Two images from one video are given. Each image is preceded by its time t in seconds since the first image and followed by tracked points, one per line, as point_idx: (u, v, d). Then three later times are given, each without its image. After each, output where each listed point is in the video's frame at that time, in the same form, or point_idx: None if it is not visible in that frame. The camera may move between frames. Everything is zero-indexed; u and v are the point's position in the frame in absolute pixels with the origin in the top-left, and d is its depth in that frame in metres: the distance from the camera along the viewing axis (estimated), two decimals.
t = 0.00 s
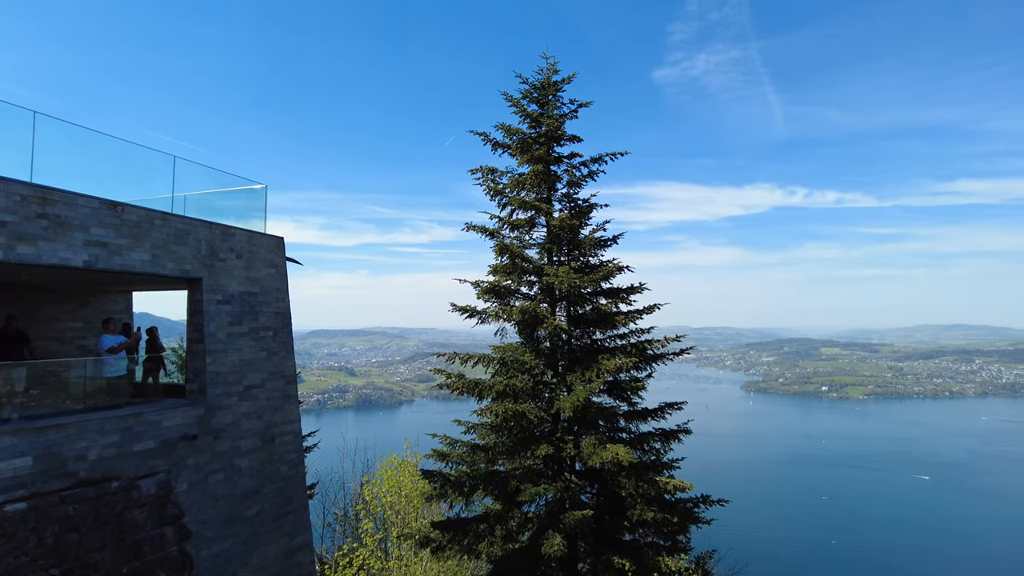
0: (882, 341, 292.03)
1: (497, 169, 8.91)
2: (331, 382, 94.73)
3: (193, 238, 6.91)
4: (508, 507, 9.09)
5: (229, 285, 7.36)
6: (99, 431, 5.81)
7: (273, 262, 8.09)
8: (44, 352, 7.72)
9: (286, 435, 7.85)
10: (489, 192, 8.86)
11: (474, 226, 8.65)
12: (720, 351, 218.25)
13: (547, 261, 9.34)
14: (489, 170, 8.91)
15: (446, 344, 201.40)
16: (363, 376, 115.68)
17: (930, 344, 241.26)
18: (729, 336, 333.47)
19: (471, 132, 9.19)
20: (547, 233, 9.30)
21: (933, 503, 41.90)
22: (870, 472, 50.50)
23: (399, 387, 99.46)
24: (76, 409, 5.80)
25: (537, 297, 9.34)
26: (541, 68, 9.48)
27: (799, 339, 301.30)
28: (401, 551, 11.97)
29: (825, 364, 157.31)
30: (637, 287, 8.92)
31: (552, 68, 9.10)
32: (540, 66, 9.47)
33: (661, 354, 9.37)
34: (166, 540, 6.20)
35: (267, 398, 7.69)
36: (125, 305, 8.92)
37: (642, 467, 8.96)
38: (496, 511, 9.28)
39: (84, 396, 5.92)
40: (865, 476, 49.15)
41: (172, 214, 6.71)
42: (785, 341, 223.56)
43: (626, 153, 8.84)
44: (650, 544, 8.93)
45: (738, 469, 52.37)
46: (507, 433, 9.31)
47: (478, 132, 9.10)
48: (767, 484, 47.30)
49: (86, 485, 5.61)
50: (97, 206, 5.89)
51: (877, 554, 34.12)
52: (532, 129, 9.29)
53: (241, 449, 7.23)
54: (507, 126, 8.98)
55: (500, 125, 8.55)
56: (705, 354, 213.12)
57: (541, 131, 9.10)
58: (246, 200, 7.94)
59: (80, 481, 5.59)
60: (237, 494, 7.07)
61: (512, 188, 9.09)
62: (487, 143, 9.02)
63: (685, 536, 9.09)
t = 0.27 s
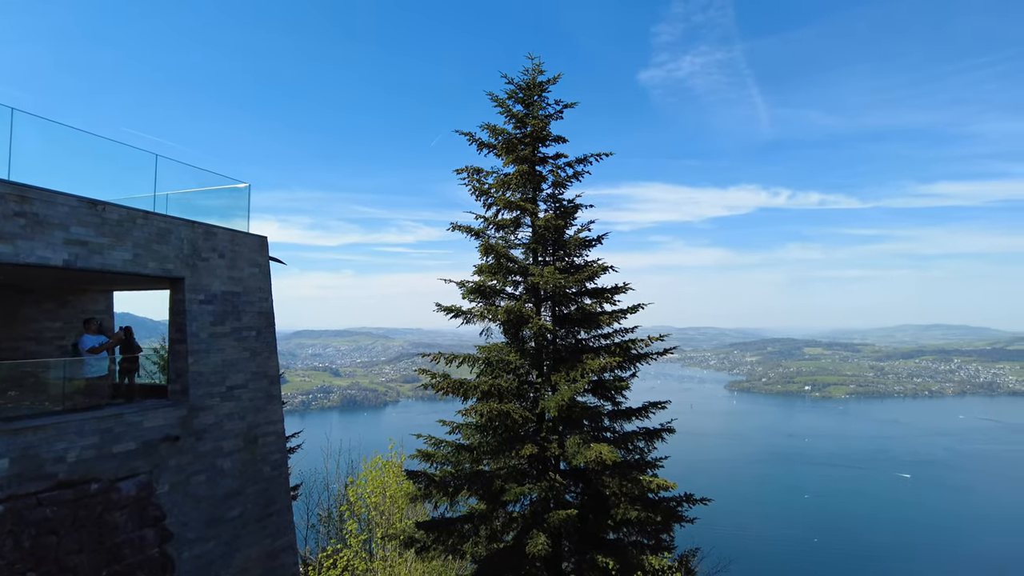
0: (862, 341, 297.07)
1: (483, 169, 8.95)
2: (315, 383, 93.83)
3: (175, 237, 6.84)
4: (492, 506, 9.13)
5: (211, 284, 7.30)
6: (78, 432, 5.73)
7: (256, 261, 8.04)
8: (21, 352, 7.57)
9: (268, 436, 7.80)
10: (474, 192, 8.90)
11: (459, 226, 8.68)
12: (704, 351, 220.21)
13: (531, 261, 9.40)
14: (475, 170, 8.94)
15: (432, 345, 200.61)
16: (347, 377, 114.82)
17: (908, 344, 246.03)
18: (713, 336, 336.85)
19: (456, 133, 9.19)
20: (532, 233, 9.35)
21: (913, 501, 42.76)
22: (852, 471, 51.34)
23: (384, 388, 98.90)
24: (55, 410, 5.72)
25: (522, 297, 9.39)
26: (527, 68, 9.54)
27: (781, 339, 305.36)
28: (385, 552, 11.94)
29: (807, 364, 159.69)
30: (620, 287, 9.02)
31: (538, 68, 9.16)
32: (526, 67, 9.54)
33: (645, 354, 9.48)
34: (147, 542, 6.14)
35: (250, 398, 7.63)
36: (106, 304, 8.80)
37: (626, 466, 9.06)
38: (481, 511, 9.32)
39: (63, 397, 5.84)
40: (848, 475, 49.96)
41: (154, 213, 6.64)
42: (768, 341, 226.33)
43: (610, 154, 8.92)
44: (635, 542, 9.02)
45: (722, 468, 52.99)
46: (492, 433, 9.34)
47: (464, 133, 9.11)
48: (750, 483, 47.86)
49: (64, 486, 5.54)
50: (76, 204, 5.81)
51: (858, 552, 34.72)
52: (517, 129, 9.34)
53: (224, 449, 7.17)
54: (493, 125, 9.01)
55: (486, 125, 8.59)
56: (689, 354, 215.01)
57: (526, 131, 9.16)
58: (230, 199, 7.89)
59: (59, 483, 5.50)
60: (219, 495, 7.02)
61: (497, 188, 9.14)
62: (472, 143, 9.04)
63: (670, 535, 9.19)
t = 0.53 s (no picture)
0: (835, 341, 303.70)
1: (463, 169, 8.98)
2: (293, 384, 92.56)
3: (150, 236, 6.74)
4: (471, 507, 9.16)
5: (187, 283, 7.21)
6: (48, 434, 5.61)
7: (233, 261, 7.95)
8: None
9: (245, 437, 7.72)
10: (455, 192, 8.92)
11: (439, 226, 8.70)
12: (682, 352, 222.80)
13: (511, 261, 9.47)
14: (454, 170, 8.98)
15: (411, 345, 199.31)
16: (326, 378, 113.43)
17: (879, 344, 252.29)
18: (691, 336, 341.16)
19: (436, 132, 9.20)
20: (512, 233, 9.42)
21: (885, 498, 43.84)
22: (827, 469, 52.44)
23: (363, 389, 98.04)
24: (24, 412, 5.59)
25: (502, 297, 9.44)
26: (507, 69, 9.60)
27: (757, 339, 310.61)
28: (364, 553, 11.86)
29: (783, 363, 162.64)
30: (599, 288, 9.13)
31: (518, 69, 9.23)
32: (506, 67, 9.59)
33: (623, 353, 9.60)
34: (119, 546, 6.04)
35: (226, 399, 7.54)
36: (77, 304, 8.60)
37: (604, 465, 9.17)
38: (460, 512, 9.35)
39: (33, 399, 5.71)
40: (823, 473, 51.01)
41: (128, 211, 6.54)
42: (745, 341, 229.99)
43: (590, 156, 9.03)
44: (613, 542, 9.10)
45: (701, 467, 53.71)
46: (471, 433, 9.38)
47: (443, 132, 9.13)
48: (728, 482, 48.54)
49: (33, 490, 5.41)
50: (47, 202, 5.71)
51: (832, 549, 35.50)
52: (497, 129, 9.39)
53: (199, 451, 7.08)
54: (473, 126, 9.05)
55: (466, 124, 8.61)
56: (668, 353, 217.35)
57: (506, 132, 9.22)
58: (206, 197, 7.79)
59: (28, 487, 5.38)
60: (194, 497, 6.93)
61: (478, 188, 9.18)
62: (452, 143, 9.07)
63: (647, 533, 9.33)
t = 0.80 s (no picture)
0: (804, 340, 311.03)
1: (439, 169, 8.99)
2: (266, 385, 91.08)
3: (119, 235, 6.60)
4: (446, 507, 9.19)
5: (157, 283, 7.08)
6: (11, 438, 5.45)
7: (204, 260, 7.82)
8: None
9: (216, 439, 7.61)
10: (430, 191, 8.93)
11: (414, 225, 8.69)
12: (657, 352, 225.53)
13: (487, 261, 9.52)
14: (431, 169, 8.97)
15: (387, 346, 197.49)
16: (299, 378, 111.67)
17: (846, 344, 259.27)
18: (666, 336, 345.60)
19: (412, 130, 9.19)
20: (487, 233, 9.46)
21: (853, 494, 45.06)
22: (799, 467, 53.66)
23: (338, 390, 96.88)
24: None
25: (477, 297, 9.49)
26: (483, 69, 9.64)
27: (730, 339, 316.26)
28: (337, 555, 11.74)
29: (755, 363, 165.91)
30: (574, 288, 9.25)
31: (494, 70, 9.28)
32: (483, 68, 9.64)
33: (599, 353, 9.72)
34: (85, 551, 5.91)
35: (197, 400, 7.42)
36: (42, 304, 8.31)
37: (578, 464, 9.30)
38: (435, 512, 9.37)
39: None
40: (794, 471, 52.17)
41: (95, 209, 6.39)
42: (718, 341, 233.94)
43: (565, 157, 9.13)
44: (587, 540, 9.20)
45: (675, 465, 54.47)
46: (446, 433, 9.40)
47: (419, 131, 9.12)
48: (701, 481, 49.25)
49: None
50: (9, 198, 5.55)
51: (801, 545, 36.41)
52: (473, 129, 9.43)
53: (169, 453, 6.96)
54: (449, 125, 9.07)
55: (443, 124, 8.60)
56: (643, 353, 219.77)
57: (483, 131, 9.26)
58: (177, 195, 7.65)
59: None
60: (163, 501, 6.80)
61: (454, 187, 9.20)
62: (428, 142, 9.07)
63: (621, 531, 9.48)
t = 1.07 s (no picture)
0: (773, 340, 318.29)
1: (413, 168, 8.97)
2: (236, 386, 89.31)
3: (84, 232, 6.45)
4: (419, 508, 9.20)
5: (124, 282, 6.92)
6: None
7: (172, 258, 7.67)
8: None
9: (185, 440, 7.47)
10: (404, 190, 8.91)
11: (387, 224, 8.67)
12: (630, 351, 228.10)
13: (461, 261, 9.55)
14: (405, 168, 8.96)
15: (361, 346, 195.37)
16: (270, 379, 109.74)
17: (814, 344, 266.33)
18: (639, 336, 349.79)
19: (386, 129, 9.16)
20: (461, 233, 9.49)
21: (820, 491, 46.30)
22: (769, 465, 54.94)
23: (310, 391, 95.46)
24: None
25: (451, 297, 9.51)
26: (458, 68, 9.66)
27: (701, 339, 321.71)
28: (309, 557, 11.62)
29: (726, 362, 169.12)
30: (548, 288, 9.35)
31: (469, 69, 9.31)
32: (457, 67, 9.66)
33: (572, 353, 9.85)
34: (46, 557, 5.71)
35: (165, 401, 7.27)
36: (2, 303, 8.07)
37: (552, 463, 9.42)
38: (408, 513, 9.37)
39: None
40: (765, 469, 53.37)
41: (58, 205, 6.23)
42: (690, 341, 237.77)
43: (539, 157, 9.22)
44: (560, 539, 9.34)
45: (648, 464, 55.22)
46: (419, 434, 9.39)
47: (393, 130, 9.10)
48: (673, 479, 49.98)
49: None
50: None
51: (770, 540, 37.23)
52: (447, 128, 9.44)
53: (136, 456, 6.82)
54: (423, 124, 9.07)
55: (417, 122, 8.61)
56: (617, 352, 222.03)
57: (457, 131, 9.30)
58: (145, 192, 7.50)
59: None
60: (130, 504, 6.66)
61: (427, 187, 9.20)
62: (402, 140, 9.05)
63: (594, 530, 9.61)
